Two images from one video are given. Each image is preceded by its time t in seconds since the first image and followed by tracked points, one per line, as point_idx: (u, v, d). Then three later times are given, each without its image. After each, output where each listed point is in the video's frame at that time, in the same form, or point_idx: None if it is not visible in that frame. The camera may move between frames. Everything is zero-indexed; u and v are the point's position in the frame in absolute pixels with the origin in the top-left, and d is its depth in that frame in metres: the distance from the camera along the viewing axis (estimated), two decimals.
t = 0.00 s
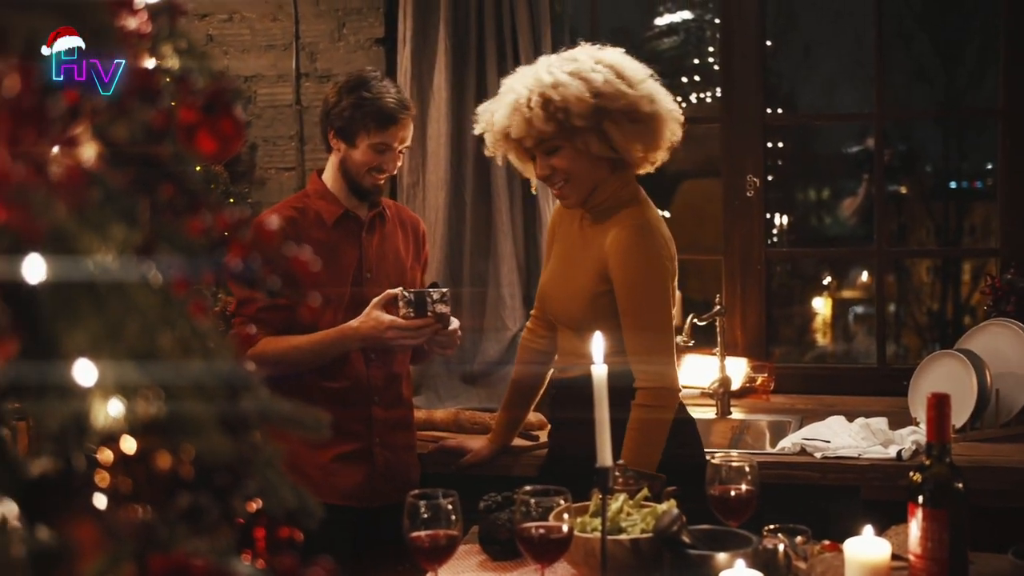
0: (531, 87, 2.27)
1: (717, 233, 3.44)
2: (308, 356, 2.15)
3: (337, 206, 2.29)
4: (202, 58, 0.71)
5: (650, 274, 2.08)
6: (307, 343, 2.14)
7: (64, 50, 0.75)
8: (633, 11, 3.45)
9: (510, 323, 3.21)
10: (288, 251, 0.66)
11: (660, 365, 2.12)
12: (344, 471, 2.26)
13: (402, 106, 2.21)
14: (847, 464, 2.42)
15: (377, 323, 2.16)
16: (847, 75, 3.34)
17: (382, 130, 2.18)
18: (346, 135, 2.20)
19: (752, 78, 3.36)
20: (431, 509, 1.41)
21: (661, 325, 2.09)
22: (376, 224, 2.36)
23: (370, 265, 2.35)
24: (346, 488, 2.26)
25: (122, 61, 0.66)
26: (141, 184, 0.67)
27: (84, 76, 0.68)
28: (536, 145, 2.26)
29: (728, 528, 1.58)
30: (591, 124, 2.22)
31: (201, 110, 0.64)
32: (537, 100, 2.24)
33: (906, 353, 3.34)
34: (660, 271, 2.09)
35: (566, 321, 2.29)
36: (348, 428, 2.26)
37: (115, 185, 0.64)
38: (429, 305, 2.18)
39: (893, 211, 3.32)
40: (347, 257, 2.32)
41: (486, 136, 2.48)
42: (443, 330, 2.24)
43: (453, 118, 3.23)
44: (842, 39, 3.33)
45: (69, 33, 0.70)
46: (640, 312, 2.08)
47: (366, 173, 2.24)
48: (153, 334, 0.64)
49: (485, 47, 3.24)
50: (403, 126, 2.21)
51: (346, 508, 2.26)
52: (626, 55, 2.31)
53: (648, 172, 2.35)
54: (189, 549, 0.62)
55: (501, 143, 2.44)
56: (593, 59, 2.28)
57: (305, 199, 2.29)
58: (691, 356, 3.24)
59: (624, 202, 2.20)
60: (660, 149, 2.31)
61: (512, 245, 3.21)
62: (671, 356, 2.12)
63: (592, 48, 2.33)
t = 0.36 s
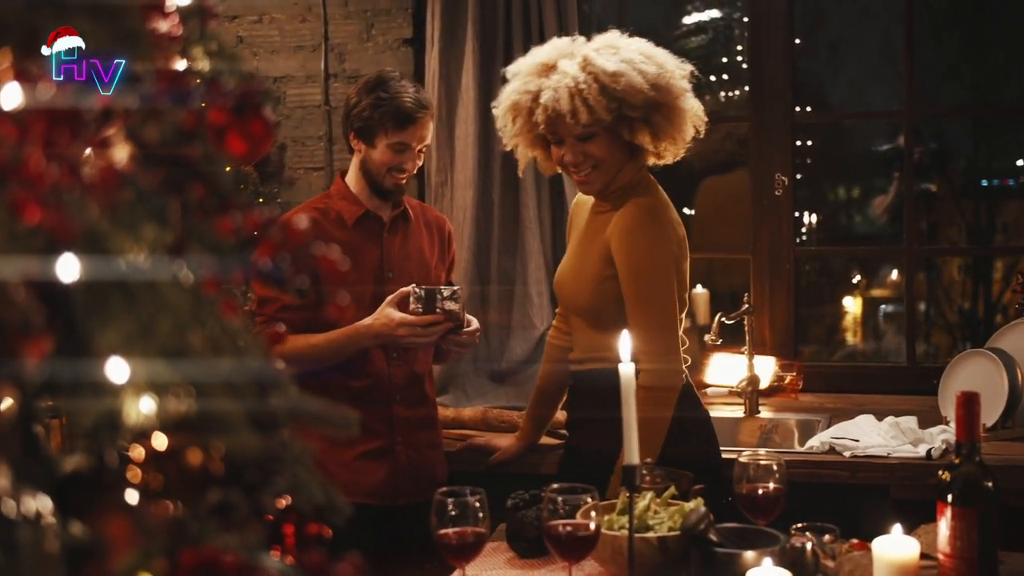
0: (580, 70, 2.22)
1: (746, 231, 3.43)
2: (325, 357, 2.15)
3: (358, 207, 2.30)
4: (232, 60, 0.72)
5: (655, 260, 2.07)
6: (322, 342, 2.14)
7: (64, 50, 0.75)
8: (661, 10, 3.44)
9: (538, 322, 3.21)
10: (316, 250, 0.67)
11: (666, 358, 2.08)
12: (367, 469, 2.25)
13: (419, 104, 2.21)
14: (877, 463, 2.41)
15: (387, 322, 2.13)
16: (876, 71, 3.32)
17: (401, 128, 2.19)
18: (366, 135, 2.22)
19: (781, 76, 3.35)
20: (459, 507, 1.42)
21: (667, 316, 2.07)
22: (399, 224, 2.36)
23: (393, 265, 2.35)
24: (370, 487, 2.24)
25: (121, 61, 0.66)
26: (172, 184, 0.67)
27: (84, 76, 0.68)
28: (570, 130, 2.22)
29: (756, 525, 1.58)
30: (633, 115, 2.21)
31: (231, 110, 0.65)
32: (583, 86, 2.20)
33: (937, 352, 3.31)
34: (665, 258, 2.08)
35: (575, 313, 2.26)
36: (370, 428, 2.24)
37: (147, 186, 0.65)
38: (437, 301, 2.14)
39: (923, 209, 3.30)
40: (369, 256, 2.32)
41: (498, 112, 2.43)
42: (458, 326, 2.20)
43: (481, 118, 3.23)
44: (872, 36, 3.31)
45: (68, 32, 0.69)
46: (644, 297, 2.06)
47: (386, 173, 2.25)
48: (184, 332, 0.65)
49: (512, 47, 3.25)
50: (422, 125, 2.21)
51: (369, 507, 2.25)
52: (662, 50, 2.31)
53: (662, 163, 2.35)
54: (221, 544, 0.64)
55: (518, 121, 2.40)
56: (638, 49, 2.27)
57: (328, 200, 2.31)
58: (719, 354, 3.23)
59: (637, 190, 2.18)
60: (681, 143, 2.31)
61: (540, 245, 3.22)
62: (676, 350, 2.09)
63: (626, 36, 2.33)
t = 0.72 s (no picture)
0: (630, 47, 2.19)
1: (775, 225, 3.40)
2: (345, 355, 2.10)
3: (378, 203, 2.25)
4: (258, 57, 0.74)
5: (681, 234, 2.06)
6: (342, 338, 2.09)
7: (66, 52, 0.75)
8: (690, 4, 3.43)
9: (565, 316, 3.21)
10: (339, 244, 0.66)
11: (682, 335, 2.05)
12: (388, 469, 2.20)
13: (432, 93, 2.20)
14: (908, 458, 2.39)
15: (405, 318, 2.07)
16: (908, 63, 3.28)
17: (412, 117, 2.17)
18: (383, 130, 2.20)
19: (810, 69, 3.32)
20: (485, 502, 1.42)
21: (688, 293, 2.05)
22: (419, 218, 2.31)
23: (413, 261, 2.31)
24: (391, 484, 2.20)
25: (122, 59, 0.66)
26: (198, 179, 0.69)
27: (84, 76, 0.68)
28: (607, 106, 2.21)
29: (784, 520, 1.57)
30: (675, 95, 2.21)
31: (256, 105, 0.65)
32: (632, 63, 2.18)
33: (970, 347, 3.28)
34: (689, 235, 2.07)
35: (592, 297, 2.23)
36: (392, 423, 2.20)
37: (172, 181, 0.66)
38: (448, 294, 2.08)
39: (956, 202, 3.26)
40: (389, 252, 2.28)
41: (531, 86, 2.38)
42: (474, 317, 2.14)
43: (509, 112, 3.23)
44: (904, 29, 3.27)
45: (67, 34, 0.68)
46: (667, 269, 2.04)
47: (408, 165, 2.22)
48: (208, 328, 0.66)
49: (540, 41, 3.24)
50: (437, 111, 2.19)
51: (392, 501, 2.21)
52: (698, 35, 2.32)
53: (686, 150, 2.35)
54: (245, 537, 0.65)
55: (559, 92, 2.32)
56: (681, 31, 2.26)
57: (347, 197, 2.27)
58: (749, 349, 3.21)
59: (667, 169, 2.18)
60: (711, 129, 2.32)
61: (568, 240, 3.22)
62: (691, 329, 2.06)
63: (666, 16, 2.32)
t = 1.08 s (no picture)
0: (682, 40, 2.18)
1: (805, 220, 3.37)
2: (373, 355, 2.09)
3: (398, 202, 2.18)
4: (279, 53, 0.74)
5: (709, 228, 2.04)
6: (368, 343, 2.08)
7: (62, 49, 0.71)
8: None
9: (594, 311, 3.20)
10: (356, 239, 0.67)
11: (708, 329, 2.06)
12: (416, 465, 2.20)
13: (447, 83, 2.16)
14: (939, 455, 2.36)
15: (429, 319, 2.06)
16: (941, 56, 3.24)
17: (431, 107, 2.13)
18: (403, 128, 2.16)
19: (841, 62, 3.29)
20: (510, 497, 1.42)
21: (714, 286, 2.04)
22: (439, 213, 2.24)
23: (434, 257, 2.22)
24: (418, 482, 2.20)
25: (125, 61, 0.66)
26: (216, 175, 0.69)
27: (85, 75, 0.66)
28: (655, 102, 2.19)
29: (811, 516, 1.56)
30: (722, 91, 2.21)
31: (276, 102, 0.65)
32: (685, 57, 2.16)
33: (1004, 343, 3.23)
34: (718, 228, 2.06)
35: (616, 291, 2.21)
36: (417, 419, 2.19)
37: (189, 178, 0.67)
38: (462, 288, 2.01)
39: (990, 196, 3.22)
40: (410, 251, 2.20)
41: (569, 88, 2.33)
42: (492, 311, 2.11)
43: (537, 107, 3.23)
44: (932, 21, 3.24)
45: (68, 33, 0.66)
46: (697, 263, 2.03)
47: (433, 156, 2.16)
48: (226, 325, 0.65)
49: (568, 36, 3.23)
50: (451, 98, 2.15)
51: (419, 496, 2.21)
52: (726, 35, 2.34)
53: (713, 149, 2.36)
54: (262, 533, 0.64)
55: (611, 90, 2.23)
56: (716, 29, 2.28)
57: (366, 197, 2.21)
58: (779, 344, 3.18)
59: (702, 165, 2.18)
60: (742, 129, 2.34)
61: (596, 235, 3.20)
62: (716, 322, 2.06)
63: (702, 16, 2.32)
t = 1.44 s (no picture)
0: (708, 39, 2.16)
1: (831, 218, 3.35)
2: (394, 352, 2.08)
3: (415, 202, 2.16)
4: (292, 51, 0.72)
5: (727, 229, 2.04)
6: (389, 339, 2.07)
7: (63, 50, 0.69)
8: None
9: (617, 309, 3.19)
10: (362, 237, 0.68)
11: (723, 329, 2.05)
12: (436, 464, 2.19)
13: (464, 86, 2.11)
14: (963, 455, 2.34)
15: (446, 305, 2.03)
16: (971, 52, 3.20)
17: (448, 112, 2.09)
18: (421, 133, 2.12)
19: (870, 59, 3.26)
20: (526, 495, 1.42)
21: (731, 287, 2.04)
22: (455, 211, 2.22)
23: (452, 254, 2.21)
24: (437, 481, 2.19)
25: (123, 60, 0.66)
26: (223, 171, 0.69)
27: (83, 74, 0.67)
28: (671, 95, 2.17)
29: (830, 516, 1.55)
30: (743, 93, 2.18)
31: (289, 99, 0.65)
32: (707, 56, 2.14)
33: None
34: (737, 228, 2.05)
35: (632, 285, 2.21)
36: (437, 416, 2.19)
37: (196, 173, 0.66)
38: (474, 266, 2.02)
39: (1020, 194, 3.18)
40: (426, 251, 2.18)
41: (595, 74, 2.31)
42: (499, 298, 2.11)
43: (561, 103, 3.21)
44: (962, 18, 3.21)
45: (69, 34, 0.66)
46: (714, 263, 2.03)
47: (451, 158, 2.12)
48: (231, 321, 0.65)
49: (595, 31, 3.21)
50: (469, 102, 2.11)
51: (439, 496, 2.20)
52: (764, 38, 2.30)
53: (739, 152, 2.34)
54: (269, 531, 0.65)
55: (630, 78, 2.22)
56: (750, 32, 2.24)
57: (382, 195, 2.19)
58: (803, 342, 3.16)
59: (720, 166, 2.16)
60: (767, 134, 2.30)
61: (620, 231, 3.19)
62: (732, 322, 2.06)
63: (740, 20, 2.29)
